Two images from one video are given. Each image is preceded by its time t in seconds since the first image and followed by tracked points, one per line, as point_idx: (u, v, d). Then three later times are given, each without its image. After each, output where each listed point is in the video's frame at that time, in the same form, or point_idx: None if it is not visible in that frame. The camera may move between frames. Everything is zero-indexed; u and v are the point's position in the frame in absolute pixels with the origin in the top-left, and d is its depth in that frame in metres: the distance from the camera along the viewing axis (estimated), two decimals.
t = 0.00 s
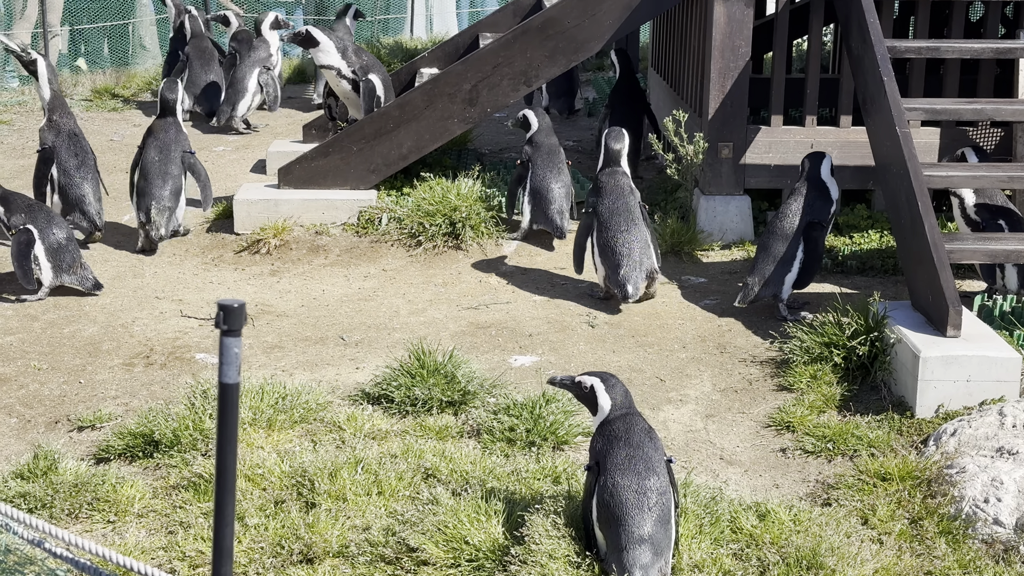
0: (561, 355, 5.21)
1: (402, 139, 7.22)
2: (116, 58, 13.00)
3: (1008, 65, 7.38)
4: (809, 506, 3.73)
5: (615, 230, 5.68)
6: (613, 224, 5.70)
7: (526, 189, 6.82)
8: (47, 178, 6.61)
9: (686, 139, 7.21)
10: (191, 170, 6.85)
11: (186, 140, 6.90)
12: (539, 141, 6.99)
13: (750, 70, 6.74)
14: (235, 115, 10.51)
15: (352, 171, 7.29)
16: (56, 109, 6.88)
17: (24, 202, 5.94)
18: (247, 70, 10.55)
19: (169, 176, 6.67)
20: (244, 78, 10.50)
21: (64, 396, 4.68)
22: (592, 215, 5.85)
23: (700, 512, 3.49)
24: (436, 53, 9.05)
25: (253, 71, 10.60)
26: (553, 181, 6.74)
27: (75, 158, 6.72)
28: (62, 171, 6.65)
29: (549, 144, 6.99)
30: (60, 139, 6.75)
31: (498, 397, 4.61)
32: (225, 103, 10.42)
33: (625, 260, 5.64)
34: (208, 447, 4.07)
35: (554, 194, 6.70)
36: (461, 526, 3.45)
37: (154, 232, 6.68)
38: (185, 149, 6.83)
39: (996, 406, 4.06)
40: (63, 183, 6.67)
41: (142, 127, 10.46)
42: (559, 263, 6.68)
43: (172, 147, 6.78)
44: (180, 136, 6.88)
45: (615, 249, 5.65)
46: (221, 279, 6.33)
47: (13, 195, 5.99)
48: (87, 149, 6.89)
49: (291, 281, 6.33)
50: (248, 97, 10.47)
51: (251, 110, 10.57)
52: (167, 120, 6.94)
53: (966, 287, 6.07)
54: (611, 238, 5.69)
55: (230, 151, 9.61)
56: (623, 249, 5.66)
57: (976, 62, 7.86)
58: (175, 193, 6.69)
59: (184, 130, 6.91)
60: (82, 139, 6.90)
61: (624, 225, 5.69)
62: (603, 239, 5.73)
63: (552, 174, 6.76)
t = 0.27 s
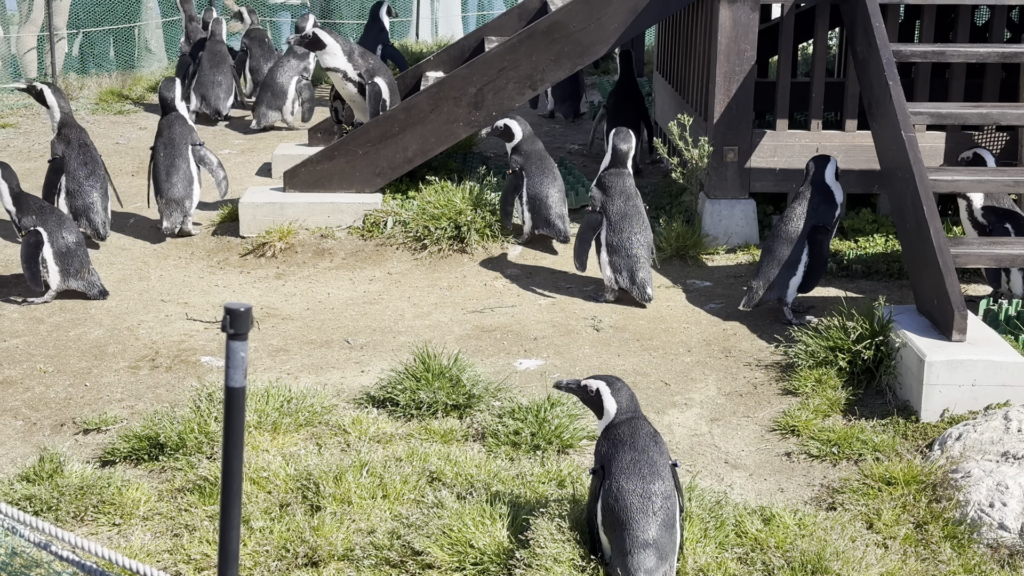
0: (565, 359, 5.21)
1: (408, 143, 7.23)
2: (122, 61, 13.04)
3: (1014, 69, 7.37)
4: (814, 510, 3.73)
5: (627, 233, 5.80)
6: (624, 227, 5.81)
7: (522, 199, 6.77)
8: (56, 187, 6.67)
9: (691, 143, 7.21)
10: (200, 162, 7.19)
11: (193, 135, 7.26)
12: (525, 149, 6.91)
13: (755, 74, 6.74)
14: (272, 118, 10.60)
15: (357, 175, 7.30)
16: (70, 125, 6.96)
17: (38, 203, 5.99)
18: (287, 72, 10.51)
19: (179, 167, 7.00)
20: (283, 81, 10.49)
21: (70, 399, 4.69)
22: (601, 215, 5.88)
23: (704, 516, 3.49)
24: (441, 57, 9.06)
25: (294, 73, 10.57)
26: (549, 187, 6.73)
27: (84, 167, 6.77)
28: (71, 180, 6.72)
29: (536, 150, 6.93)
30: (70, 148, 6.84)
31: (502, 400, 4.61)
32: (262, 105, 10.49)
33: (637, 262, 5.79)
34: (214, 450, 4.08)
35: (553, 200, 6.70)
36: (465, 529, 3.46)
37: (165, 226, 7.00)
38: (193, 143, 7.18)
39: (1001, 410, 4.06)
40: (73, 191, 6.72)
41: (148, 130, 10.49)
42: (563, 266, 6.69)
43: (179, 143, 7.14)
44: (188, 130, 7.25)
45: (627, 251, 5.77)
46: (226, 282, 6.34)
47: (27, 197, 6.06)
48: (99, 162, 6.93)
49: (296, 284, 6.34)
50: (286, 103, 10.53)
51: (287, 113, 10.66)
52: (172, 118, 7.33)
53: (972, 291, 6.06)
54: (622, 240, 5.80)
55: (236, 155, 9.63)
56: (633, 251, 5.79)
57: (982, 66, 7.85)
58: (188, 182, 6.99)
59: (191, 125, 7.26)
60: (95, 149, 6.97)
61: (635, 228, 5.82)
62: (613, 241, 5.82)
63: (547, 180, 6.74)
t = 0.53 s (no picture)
0: (570, 362, 5.21)
1: (412, 146, 7.23)
2: (127, 64, 13.06)
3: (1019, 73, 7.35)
4: (818, 514, 3.72)
5: (626, 229, 5.88)
6: (626, 223, 5.90)
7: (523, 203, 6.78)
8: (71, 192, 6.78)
9: (696, 146, 7.19)
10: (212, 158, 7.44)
11: (208, 129, 7.54)
12: (514, 155, 7.00)
13: (760, 78, 6.74)
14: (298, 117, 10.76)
15: (362, 178, 7.30)
16: (93, 131, 7.01)
17: (47, 203, 6.04)
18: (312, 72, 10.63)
19: (190, 162, 7.27)
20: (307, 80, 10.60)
21: (74, 403, 4.70)
22: (607, 207, 6.03)
23: (708, 520, 3.48)
24: (446, 61, 9.07)
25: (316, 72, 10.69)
26: (546, 187, 6.81)
27: (94, 169, 6.82)
28: (83, 183, 6.79)
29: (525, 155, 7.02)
30: (83, 153, 6.91)
31: (506, 404, 4.61)
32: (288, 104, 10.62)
33: (633, 259, 5.84)
34: (217, 454, 4.08)
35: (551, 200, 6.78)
36: (468, 533, 3.45)
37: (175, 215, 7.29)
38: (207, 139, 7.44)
39: (1006, 414, 4.05)
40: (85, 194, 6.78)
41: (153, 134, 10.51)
42: (567, 270, 6.68)
43: (196, 136, 7.40)
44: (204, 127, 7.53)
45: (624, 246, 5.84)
46: (230, 286, 6.35)
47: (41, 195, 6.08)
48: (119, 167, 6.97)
49: (300, 288, 6.34)
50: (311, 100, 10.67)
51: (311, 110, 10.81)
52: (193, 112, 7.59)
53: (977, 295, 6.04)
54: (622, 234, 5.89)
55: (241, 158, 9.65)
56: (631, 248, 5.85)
57: (987, 70, 7.84)
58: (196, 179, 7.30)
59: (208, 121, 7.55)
60: (107, 151, 6.99)
61: (637, 225, 5.90)
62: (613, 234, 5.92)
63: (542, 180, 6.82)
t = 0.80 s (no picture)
0: (576, 366, 5.21)
1: (418, 150, 7.24)
2: (136, 67, 13.11)
3: None
4: (824, 518, 3.71)
5: (617, 231, 5.95)
6: (617, 225, 5.97)
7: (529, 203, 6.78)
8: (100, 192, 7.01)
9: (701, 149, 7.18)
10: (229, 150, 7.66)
11: (224, 124, 7.78)
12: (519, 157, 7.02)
13: (766, 81, 6.74)
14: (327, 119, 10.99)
15: (368, 181, 7.30)
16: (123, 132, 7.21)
17: (60, 206, 6.05)
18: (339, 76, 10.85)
19: (207, 154, 7.50)
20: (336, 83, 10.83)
21: (81, 406, 4.71)
22: (601, 211, 6.14)
23: (713, 524, 3.47)
24: (452, 64, 9.07)
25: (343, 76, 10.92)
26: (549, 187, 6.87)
27: (122, 172, 7.02)
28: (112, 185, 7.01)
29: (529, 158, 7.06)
30: (113, 154, 7.12)
31: (512, 408, 4.61)
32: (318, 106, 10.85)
33: (625, 261, 5.90)
34: (223, 457, 4.09)
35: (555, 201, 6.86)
36: (474, 537, 3.45)
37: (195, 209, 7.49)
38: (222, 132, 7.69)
39: (1012, 418, 4.04)
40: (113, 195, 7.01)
41: (160, 137, 10.54)
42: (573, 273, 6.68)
43: (210, 131, 7.65)
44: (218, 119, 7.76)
45: (616, 248, 5.91)
46: (236, 289, 6.36)
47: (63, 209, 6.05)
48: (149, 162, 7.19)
49: (306, 291, 6.35)
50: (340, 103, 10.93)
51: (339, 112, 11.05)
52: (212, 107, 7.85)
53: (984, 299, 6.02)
54: (615, 237, 5.96)
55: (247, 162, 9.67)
56: (623, 250, 5.91)
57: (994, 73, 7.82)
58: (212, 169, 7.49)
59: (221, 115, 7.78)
60: (139, 152, 7.20)
61: (628, 227, 5.96)
62: (606, 236, 6.01)
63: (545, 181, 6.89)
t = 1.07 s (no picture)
0: (583, 367, 5.21)
1: (425, 152, 7.24)
2: (143, 69, 13.17)
3: None
4: (832, 520, 3.71)
5: (617, 233, 5.97)
6: (615, 227, 5.99)
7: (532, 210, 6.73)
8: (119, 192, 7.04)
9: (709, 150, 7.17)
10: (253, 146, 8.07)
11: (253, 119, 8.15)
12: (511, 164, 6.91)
13: (774, 82, 6.73)
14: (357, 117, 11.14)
15: (375, 183, 7.33)
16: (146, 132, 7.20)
17: (70, 207, 6.08)
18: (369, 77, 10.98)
19: (234, 147, 7.87)
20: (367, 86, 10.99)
21: (88, 407, 4.72)
22: (597, 215, 6.14)
23: (721, 526, 3.46)
24: (459, 65, 9.09)
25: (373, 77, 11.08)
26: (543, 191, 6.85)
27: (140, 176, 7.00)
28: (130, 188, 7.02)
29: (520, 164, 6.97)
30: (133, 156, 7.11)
31: (519, 409, 4.61)
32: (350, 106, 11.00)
33: (627, 262, 5.93)
34: (230, 458, 4.10)
35: (551, 204, 6.86)
36: (481, 539, 3.45)
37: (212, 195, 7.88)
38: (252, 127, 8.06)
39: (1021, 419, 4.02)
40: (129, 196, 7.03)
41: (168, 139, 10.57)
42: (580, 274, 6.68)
43: (240, 124, 8.02)
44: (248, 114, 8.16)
45: (617, 251, 5.94)
46: (244, 291, 6.37)
47: None
48: (168, 166, 7.17)
49: (313, 293, 6.36)
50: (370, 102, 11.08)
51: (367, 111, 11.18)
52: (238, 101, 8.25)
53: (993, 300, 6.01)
54: (615, 240, 5.97)
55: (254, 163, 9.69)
56: (624, 252, 5.94)
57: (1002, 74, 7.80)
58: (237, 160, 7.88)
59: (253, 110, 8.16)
60: (159, 155, 7.17)
61: (626, 228, 5.98)
62: (605, 240, 6.02)
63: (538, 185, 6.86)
